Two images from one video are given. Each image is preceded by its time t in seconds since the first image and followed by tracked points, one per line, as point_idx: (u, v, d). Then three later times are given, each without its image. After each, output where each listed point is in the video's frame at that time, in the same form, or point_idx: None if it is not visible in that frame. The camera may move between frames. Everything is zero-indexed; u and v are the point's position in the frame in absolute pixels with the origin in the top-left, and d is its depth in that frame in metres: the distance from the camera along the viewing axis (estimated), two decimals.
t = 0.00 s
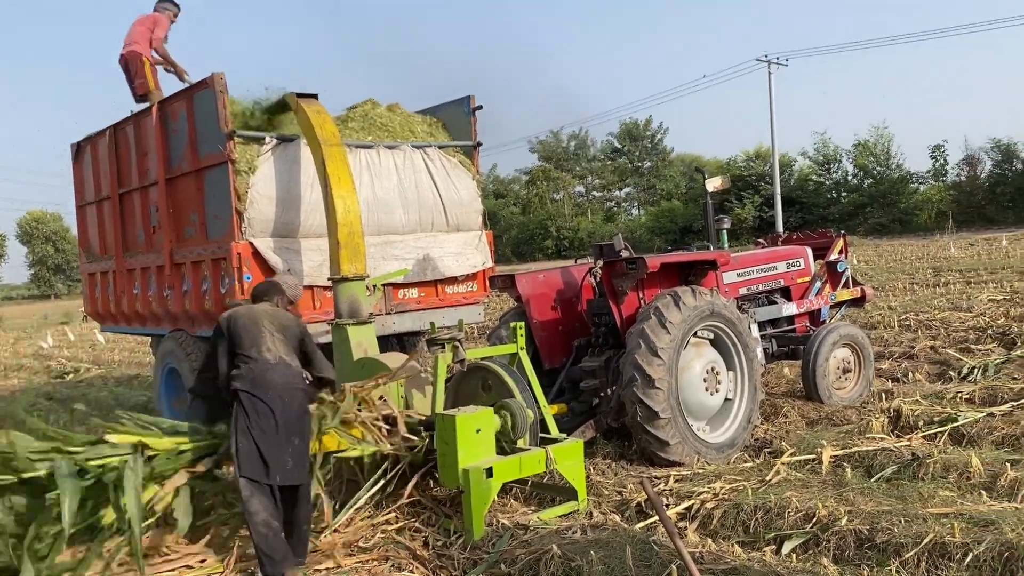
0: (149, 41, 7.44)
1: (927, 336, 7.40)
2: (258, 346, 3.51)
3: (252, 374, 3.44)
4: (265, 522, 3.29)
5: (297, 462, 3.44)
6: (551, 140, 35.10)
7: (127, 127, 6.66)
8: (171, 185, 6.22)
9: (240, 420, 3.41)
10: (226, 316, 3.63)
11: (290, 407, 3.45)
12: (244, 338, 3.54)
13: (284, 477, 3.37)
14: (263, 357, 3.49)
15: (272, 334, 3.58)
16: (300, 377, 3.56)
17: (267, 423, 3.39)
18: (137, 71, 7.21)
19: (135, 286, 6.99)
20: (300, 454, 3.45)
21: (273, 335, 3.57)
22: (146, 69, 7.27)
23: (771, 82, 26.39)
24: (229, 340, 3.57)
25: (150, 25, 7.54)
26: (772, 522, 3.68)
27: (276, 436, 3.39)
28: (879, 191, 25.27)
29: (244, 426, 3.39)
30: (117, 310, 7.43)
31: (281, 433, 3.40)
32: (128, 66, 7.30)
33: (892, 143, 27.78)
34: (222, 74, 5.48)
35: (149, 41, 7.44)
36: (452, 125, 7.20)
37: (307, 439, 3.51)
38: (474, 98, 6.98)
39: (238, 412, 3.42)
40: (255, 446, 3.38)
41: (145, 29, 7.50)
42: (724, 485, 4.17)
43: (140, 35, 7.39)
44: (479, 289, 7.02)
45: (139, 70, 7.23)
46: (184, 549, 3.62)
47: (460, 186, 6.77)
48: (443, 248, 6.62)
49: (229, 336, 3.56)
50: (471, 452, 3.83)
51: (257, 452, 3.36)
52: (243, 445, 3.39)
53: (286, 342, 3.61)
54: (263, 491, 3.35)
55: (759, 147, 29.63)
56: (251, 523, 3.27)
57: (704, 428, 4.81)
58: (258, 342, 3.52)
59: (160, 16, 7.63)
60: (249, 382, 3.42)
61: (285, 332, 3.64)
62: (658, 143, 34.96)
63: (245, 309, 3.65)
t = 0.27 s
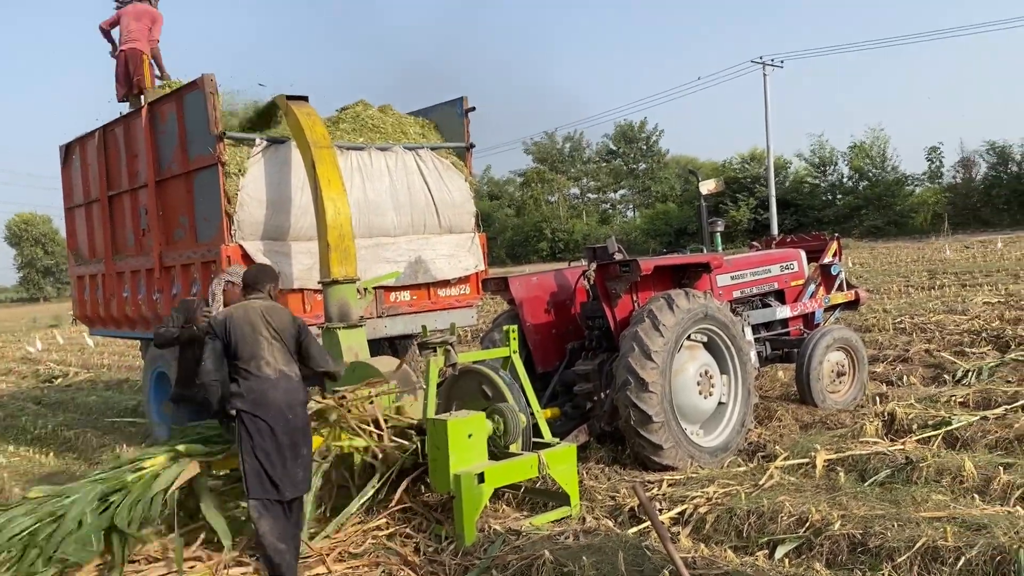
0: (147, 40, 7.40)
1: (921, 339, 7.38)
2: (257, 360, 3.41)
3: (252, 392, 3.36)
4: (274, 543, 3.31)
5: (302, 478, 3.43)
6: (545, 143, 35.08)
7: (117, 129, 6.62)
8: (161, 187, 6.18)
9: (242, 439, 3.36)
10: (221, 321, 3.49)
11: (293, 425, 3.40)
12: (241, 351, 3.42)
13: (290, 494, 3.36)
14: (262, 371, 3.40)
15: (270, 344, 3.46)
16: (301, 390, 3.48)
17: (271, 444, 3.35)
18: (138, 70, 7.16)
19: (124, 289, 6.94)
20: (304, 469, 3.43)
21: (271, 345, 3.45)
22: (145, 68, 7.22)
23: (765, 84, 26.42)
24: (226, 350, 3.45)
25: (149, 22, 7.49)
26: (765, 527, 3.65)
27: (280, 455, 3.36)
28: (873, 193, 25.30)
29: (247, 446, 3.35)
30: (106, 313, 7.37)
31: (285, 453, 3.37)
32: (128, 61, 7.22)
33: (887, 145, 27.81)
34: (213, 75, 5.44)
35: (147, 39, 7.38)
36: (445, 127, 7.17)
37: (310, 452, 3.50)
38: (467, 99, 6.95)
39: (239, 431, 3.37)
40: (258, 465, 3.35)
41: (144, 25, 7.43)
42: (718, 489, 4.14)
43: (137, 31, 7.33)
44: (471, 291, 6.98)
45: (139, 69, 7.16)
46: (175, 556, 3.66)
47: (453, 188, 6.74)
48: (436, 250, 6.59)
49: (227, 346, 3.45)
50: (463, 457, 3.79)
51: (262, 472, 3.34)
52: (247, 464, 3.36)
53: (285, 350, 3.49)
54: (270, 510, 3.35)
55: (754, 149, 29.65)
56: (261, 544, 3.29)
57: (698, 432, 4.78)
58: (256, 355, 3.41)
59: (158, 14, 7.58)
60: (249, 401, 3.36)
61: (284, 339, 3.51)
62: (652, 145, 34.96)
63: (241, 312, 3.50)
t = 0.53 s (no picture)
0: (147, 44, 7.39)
1: (915, 342, 7.39)
2: (261, 363, 3.40)
3: (253, 396, 3.35)
4: (268, 547, 3.31)
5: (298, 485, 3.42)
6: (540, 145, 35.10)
7: (111, 131, 6.60)
8: (154, 189, 6.17)
9: (241, 441, 3.36)
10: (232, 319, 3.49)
11: (293, 431, 3.39)
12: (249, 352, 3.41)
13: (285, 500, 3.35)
14: (265, 376, 3.39)
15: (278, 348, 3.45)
16: (304, 396, 3.46)
17: (269, 449, 3.34)
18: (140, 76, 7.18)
19: (118, 292, 6.92)
20: (302, 476, 3.43)
21: (279, 349, 3.44)
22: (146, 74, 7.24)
23: (760, 87, 26.45)
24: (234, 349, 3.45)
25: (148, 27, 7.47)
26: (759, 529, 3.65)
27: (278, 460, 3.35)
28: (868, 196, 25.37)
29: (245, 448, 3.35)
30: (100, 316, 7.35)
31: (283, 459, 3.36)
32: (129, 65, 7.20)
33: (881, 148, 27.89)
34: (207, 77, 5.42)
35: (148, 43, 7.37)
36: (440, 130, 7.17)
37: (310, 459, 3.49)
38: (462, 102, 6.95)
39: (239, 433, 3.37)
40: (255, 468, 3.35)
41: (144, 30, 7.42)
42: (713, 491, 4.14)
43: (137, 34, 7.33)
44: (466, 294, 6.97)
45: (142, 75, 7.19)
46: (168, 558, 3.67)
47: (448, 191, 6.73)
48: (430, 253, 6.58)
49: (234, 347, 3.45)
50: (458, 460, 3.79)
51: (258, 476, 3.34)
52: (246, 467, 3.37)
53: (292, 355, 3.48)
54: (265, 514, 3.35)
55: (748, 152, 29.70)
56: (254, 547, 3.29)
57: (693, 435, 4.79)
58: (261, 357, 3.40)
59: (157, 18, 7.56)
60: (249, 404, 3.35)
61: (293, 343, 3.49)
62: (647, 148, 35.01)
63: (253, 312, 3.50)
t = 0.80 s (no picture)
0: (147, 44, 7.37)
1: (913, 344, 7.41)
2: (271, 361, 3.42)
3: (258, 392, 3.37)
4: (271, 544, 3.29)
5: (304, 483, 3.39)
6: (537, 147, 35.12)
7: (109, 132, 6.60)
8: (153, 191, 6.16)
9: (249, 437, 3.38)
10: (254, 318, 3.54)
11: (297, 428, 3.37)
12: (263, 351, 3.45)
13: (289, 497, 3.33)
14: (273, 373, 3.40)
15: (290, 346, 3.45)
16: (312, 394, 3.44)
17: (271, 445, 3.34)
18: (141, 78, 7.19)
19: (116, 293, 6.91)
20: (308, 474, 3.40)
21: (291, 348, 3.44)
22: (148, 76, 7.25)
23: (757, 89, 26.48)
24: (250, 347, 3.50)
25: (146, 25, 7.44)
26: (758, 531, 3.65)
27: (281, 458, 3.35)
28: (864, 199, 25.43)
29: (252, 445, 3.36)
30: (98, 317, 7.34)
31: (287, 456, 3.35)
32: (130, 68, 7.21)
33: (878, 151, 27.94)
34: (206, 79, 5.42)
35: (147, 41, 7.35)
36: (438, 131, 7.17)
37: (321, 457, 3.45)
38: (460, 104, 6.95)
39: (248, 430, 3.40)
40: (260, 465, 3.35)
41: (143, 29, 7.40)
42: (711, 493, 4.15)
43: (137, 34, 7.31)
44: (464, 296, 6.97)
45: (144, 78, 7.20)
46: (166, 560, 3.57)
47: (446, 192, 6.74)
48: (428, 255, 6.58)
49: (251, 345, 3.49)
50: (457, 462, 3.79)
51: (262, 472, 3.34)
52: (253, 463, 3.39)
53: (304, 354, 3.46)
54: (270, 511, 3.34)
55: (745, 154, 29.73)
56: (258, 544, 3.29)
57: (691, 437, 4.79)
58: (271, 355, 3.43)
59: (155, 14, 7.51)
60: (256, 400, 3.37)
61: (309, 344, 3.48)
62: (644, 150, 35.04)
63: (273, 312, 3.54)
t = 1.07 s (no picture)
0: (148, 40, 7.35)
1: (913, 345, 7.42)
2: (286, 353, 3.45)
3: (273, 382, 3.39)
4: (276, 536, 3.32)
5: (314, 473, 3.37)
6: (537, 149, 35.14)
7: (111, 133, 6.61)
8: (154, 191, 6.17)
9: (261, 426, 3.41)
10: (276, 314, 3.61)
11: (309, 417, 3.36)
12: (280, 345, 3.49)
13: (296, 488, 3.33)
14: (288, 364, 3.42)
15: (306, 341, 3.49)
16: (327, 385, 3.44)
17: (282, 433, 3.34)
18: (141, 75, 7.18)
19: (118, 293, 6.92)
20: (319, 464, 3.37)
21: (307, 342, 3.48)
22: (148, 73, 7.23)
23: (757, 91, 26.52)
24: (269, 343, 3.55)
25: (148, 21, 7.43)
26: (759, 531, 3.66)
27: (292, 446, 3.34)
28: (864, 200, 25.46)
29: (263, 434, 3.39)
30: (99, 318, 7.35)
31: (297, 444, 3.34)
32: (131, 67, 7.23)
33: (877, 152, 27.98)
34: (208, 79, 5.43)
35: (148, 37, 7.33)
36: (439, 133, 7.18)
37: (332, 449, 3.44)
38: (461, 105, 6.96)
39: (262, 419, 3.42)
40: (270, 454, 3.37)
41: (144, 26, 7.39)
42: (712, 494, 4.16)
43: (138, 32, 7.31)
44: (465, 297, 6.98)
45: (144, 74, 7.18)
46: (168, 560, 3.54)
47: (447, 193, 6.75)
48: (429, 255, 6.59)
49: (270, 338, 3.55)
50: (458, 462, 3.79)
51: (272, 462, 3.35)
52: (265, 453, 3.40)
53: (319, 349, 3.49)
54: (277, 502, 3.35)
55: (744, 156, 29.75)
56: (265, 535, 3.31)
57: (692, 438, 4.81)
58: (287, 348, 3.46)
59: (155, 8, 7.50)
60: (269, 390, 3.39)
61: (326, 340, 3.52)
62: (644, 151, 35.08)
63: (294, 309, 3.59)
